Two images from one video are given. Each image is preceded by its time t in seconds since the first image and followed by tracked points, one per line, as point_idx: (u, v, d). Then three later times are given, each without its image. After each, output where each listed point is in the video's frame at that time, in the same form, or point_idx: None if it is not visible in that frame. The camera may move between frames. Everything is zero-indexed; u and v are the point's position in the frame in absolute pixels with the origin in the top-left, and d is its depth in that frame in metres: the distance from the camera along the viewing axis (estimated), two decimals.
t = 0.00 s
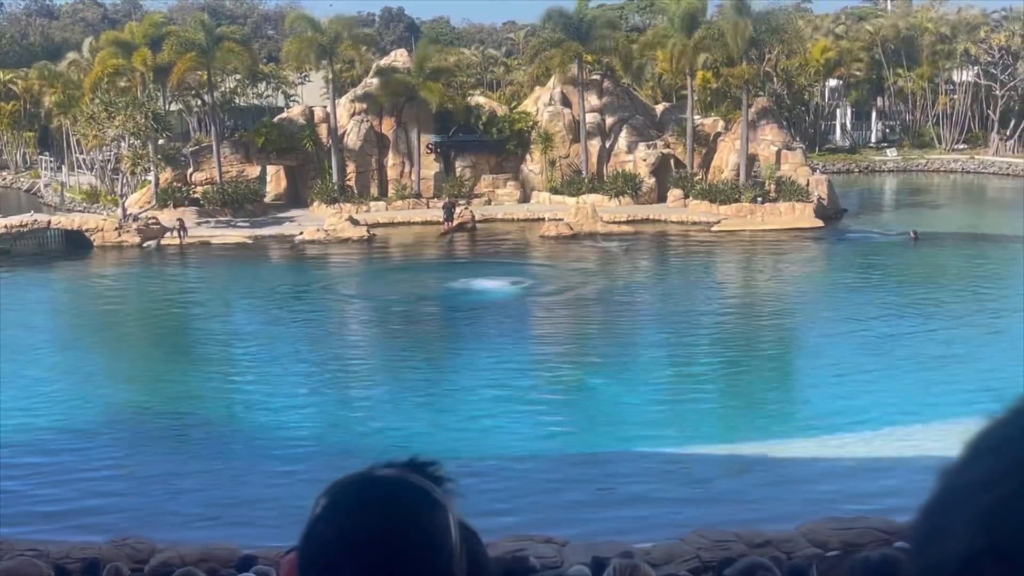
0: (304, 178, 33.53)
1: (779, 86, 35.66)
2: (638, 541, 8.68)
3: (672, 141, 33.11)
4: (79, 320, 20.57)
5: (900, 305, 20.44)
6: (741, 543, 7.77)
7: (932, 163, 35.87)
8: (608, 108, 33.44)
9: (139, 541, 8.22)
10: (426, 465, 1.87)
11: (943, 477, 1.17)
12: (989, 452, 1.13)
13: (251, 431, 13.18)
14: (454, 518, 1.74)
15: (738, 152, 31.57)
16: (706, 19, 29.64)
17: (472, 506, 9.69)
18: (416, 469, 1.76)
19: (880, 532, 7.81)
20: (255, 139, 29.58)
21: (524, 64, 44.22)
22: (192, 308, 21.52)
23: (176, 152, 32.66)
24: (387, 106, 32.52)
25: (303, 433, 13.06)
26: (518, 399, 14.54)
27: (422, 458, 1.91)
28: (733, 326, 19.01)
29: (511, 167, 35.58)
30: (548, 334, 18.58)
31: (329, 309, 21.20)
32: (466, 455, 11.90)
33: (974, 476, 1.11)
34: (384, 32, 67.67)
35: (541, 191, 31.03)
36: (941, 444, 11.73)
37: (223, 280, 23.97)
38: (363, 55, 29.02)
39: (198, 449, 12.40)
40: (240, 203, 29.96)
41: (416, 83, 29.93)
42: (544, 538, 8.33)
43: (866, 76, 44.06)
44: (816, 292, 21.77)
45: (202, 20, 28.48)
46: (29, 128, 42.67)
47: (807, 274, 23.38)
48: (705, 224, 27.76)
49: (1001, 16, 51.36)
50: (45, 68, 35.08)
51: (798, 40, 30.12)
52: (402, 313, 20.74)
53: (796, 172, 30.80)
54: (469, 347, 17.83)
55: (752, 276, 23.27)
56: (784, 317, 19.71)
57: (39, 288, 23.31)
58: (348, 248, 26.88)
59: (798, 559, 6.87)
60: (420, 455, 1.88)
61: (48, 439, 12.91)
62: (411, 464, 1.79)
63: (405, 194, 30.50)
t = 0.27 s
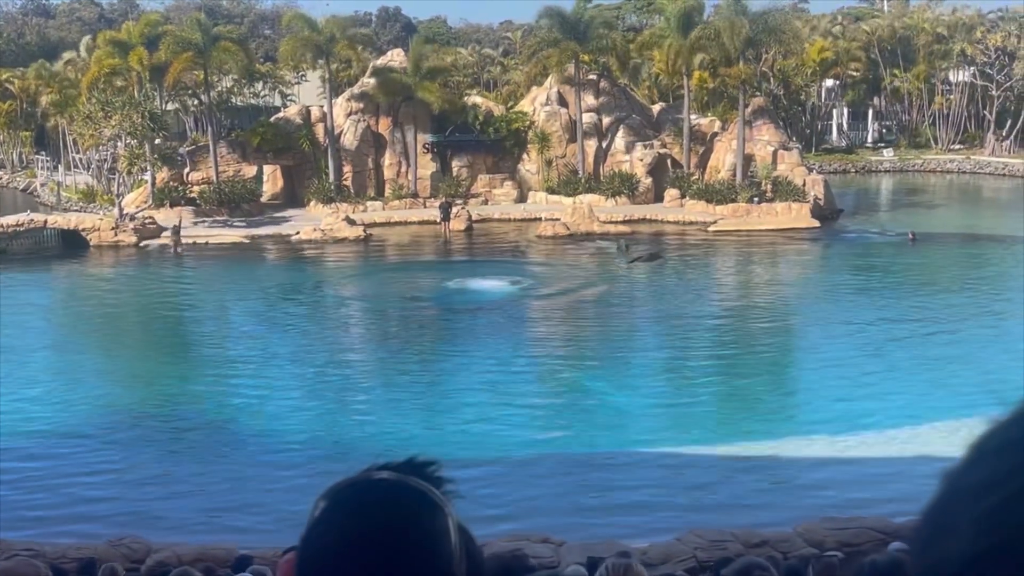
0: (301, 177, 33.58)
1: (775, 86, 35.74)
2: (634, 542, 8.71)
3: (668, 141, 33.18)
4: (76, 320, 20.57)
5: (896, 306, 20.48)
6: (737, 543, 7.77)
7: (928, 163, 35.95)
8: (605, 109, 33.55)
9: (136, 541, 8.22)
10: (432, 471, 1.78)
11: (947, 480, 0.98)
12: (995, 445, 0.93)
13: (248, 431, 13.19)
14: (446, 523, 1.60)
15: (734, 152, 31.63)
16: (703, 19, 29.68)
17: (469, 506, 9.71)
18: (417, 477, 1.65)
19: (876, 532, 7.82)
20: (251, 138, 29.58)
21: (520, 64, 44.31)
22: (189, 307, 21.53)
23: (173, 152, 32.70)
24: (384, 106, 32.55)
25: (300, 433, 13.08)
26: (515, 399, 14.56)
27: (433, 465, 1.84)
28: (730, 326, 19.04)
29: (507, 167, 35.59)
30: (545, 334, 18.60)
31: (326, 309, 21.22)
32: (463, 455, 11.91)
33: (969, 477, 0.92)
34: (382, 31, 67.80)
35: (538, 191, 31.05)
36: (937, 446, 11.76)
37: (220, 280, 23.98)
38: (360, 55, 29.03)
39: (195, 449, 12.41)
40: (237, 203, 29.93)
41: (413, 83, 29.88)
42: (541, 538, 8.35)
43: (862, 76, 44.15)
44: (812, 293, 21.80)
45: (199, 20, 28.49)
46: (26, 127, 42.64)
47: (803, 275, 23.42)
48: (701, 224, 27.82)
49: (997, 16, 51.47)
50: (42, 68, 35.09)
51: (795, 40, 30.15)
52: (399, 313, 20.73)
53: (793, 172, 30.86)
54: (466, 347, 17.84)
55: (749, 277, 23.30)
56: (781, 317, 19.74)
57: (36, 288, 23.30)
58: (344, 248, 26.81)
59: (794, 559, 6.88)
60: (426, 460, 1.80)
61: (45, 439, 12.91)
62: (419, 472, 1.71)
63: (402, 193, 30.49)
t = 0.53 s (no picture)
0: (298, 177, 33.48)
1: (774, 86, 35.66)
2: (631, 541, 8.71)
3: (666, 141, 33.11)
4: (73, 319, 20.53)
5: (894, 306, 20.45)
6: (733, 543, 7.76)
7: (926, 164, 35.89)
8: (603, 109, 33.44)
9: (131, 541, 8.19)
10: (433, 470, 1.82)
11: (936, 484, 1.21)
12: (994, 456, 1.17)
13: (244, 431, 13.14)
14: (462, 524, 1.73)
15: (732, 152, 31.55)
16: (701, 19, 29.61)
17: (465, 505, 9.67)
18: (424, 477, 1.72)
19: (873, 532, 7.82)
20: (249, 138, 29.52)
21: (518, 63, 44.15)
22: (186, 307, 21.50)
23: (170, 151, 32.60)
24: (381, 105, 32.46)
25: (296, 433, 13.04)
26: (512, 398, 14.52)
27: (433, 463, 1.86)
28: (727, 326, 19.00)
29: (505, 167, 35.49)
30: (543, 334, 18.55)
31: (322, 309, 21.19)
32: (460, 454, 11.90)
33: (965, 483, 1.16)
34: (379, 31, 67.63)
35: (535, 191, 30.97)
36: (935, 445, 11.73)
37: (216, 280, 23.91)
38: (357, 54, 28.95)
39: (191, 449, 12.39)
40: (234, 202, 29.85)
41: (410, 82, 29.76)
42: (538, 538, 8.33)
43: (860, 76, 44.02)
44: (810, 294, 21.77)
45: (196, 18, 28.41)
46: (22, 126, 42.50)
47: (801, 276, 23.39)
48: (699, 225, 27.77)
49: (995, 16, 51.36)
50: (39, 67, 34.97)
51: (793, 40, 30.09)
52: (396, 313, 20.68)
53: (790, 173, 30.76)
54: (463, 347, 17.80)
55: (746, 278, 23.25)
56: (778, 317, 19.71)
57: (33, 287, 23.25)
58: (343, 247, 26.96)
59: (791, 559, 6.87)
60: (425, 461, 1.82)
61: (41, 439, 12.88)
62: (417, 472, 1.73)
63: (399, 193, 30.41)
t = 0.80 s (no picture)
0: (295, 176, 33.48)
1: (771, 87, 35.68)
2: (628, 541, 8.72)
3: (663, 141, 33.12)
4: (69, 318, 20.52)
5: (889, 307, 20.48)
6: (730, 542, 7.77)
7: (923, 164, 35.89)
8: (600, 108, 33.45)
9: (128, 540, 8.19)
10: (428, 471, 1.81)
11: (933, 482, 1.14)
12: (989, 452, 1.09)
13: (241, 431, 13.13)
14: (458, 524, 1.73)
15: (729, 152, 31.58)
16: (699, 19, 29.62)
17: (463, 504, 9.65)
18: (419, 477, 1.73)
19: (870, 532, 7.83)
20: (246, 137, 29.52)
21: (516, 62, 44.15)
22: (183, 306, 21.49)
23: (167, 150, 32.58)
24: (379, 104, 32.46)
25: (293, 432, 13.04)
26: (509, 399, 14.52)
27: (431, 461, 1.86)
28: (724, 327, 19.01)
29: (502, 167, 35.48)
30: (539, 334, 18.55)
31: (320, 308, 21.19)
32: (457, 455, 11.91)
33: (963, 478, 1.10)
34: (376, 30, 67.60)
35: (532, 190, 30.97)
36: (931, 446, 11.73)
37: (213, 280, 23.90)
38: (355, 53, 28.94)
39: (188, 448, 12.39)
40: (231, 201, 29.82)
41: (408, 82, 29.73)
42: (535, 538, 8.34)
43: (857, 76, 44.04)
44: (806, 295, 21.78)
45: (194, 17, 28.39)
46: (18, 125, 42.47)
47: (797, 276, 23.40)
48: (696, 225, 27.80)
49: (992, 16, 51.41)
50: (36, 65, 34.95)
51: (790, 41, 30.09)
52: (393, 313, 20.67)
53: (787, 172, 30.76)
54: (457, 347, 17.81)
55: (743, 278, 23.26)
56: (774, 318, 19.72)
57: (29, 286, 23.24)
58: (340, 246, 27.01)
59: (788, 559, 6.87)
60: (420, 462, 1.81)
61: (37, 438, 12.87)
62: (411, 473, 1.72)
63: (396, 192, 30.38)
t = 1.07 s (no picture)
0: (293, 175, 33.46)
1: (770, 86, 35.66)
2: (626, 540, 8.71)
3: (662, 140, 33.11)
4: (67, 316, 20.50)
5: (886, 307, 20.50)
6: (727, 542, 7.78)
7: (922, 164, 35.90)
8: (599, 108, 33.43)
9: (125, 538, 8.19)
10: (424, 473, 1.80)
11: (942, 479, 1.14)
12: (999, 451, 1.09)
13: (237, 429, 13.13)
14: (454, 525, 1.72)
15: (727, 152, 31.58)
16: (697, 19, 29.60)
17: (459, 502, 9.64)
18: (415, 478, 1.72)
19: (867, 531, 7.84)
20: (244, 135, 29.50)
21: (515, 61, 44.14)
22: (180, 304, 21.48)
23: (165, 148, 32.56)
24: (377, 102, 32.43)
25: (290, 431, 13.05)
26: (505, 397, 14.53)
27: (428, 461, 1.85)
28: (721, 327, 19.01)
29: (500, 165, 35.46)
30: (537, 333, 18.55)
31: (317, 307, 21.19)
32: (454, 453, 11.90)
33: (971, 480, 1.09)
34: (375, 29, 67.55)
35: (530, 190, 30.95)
36: (928, 445, 11.74)
37: (211, 278, 23.89)
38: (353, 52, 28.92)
39: (185, 446, 12.39)
40: (229, 199, 29.80)
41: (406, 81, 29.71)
42: (532, 537, 8.34)
43: (856, 76, 44.03)
44: (802, 295, 21.79)
45: (192, 15, 28.36)
46: (17, 122, 42.43)
47: (795, 277, 23.42)
48: (694, 224, 27.80)
49: (991, 16, 51.40)
50: (34, 62, 34.91)
51: (789, 40, 30.07)
52: (391, 312, 20.66)
53: (786, 172, 30.69)
54: (455, 345, 17.81)
55: (741, 278, 23.28)
56: (771, 318, 19.74)
57: (27, 283, 23.22)
58: (338, 245, 27.03)
59: (785, 559, 6.88)
60: (415, 463, 1.80)
61: (34, 435, 12.86)
62: (408, 474, 1.71)
63: (395, 191, 30.37)
